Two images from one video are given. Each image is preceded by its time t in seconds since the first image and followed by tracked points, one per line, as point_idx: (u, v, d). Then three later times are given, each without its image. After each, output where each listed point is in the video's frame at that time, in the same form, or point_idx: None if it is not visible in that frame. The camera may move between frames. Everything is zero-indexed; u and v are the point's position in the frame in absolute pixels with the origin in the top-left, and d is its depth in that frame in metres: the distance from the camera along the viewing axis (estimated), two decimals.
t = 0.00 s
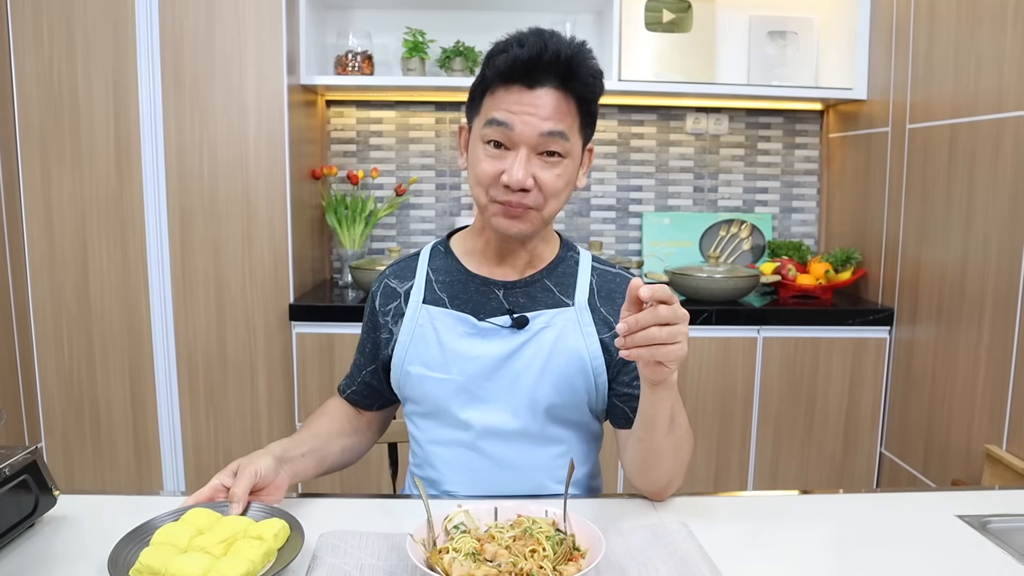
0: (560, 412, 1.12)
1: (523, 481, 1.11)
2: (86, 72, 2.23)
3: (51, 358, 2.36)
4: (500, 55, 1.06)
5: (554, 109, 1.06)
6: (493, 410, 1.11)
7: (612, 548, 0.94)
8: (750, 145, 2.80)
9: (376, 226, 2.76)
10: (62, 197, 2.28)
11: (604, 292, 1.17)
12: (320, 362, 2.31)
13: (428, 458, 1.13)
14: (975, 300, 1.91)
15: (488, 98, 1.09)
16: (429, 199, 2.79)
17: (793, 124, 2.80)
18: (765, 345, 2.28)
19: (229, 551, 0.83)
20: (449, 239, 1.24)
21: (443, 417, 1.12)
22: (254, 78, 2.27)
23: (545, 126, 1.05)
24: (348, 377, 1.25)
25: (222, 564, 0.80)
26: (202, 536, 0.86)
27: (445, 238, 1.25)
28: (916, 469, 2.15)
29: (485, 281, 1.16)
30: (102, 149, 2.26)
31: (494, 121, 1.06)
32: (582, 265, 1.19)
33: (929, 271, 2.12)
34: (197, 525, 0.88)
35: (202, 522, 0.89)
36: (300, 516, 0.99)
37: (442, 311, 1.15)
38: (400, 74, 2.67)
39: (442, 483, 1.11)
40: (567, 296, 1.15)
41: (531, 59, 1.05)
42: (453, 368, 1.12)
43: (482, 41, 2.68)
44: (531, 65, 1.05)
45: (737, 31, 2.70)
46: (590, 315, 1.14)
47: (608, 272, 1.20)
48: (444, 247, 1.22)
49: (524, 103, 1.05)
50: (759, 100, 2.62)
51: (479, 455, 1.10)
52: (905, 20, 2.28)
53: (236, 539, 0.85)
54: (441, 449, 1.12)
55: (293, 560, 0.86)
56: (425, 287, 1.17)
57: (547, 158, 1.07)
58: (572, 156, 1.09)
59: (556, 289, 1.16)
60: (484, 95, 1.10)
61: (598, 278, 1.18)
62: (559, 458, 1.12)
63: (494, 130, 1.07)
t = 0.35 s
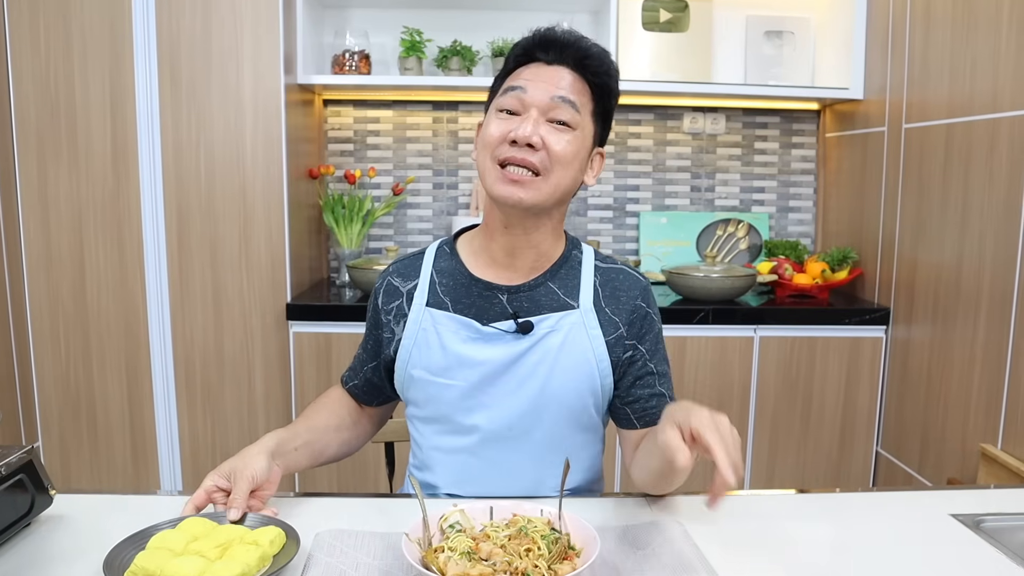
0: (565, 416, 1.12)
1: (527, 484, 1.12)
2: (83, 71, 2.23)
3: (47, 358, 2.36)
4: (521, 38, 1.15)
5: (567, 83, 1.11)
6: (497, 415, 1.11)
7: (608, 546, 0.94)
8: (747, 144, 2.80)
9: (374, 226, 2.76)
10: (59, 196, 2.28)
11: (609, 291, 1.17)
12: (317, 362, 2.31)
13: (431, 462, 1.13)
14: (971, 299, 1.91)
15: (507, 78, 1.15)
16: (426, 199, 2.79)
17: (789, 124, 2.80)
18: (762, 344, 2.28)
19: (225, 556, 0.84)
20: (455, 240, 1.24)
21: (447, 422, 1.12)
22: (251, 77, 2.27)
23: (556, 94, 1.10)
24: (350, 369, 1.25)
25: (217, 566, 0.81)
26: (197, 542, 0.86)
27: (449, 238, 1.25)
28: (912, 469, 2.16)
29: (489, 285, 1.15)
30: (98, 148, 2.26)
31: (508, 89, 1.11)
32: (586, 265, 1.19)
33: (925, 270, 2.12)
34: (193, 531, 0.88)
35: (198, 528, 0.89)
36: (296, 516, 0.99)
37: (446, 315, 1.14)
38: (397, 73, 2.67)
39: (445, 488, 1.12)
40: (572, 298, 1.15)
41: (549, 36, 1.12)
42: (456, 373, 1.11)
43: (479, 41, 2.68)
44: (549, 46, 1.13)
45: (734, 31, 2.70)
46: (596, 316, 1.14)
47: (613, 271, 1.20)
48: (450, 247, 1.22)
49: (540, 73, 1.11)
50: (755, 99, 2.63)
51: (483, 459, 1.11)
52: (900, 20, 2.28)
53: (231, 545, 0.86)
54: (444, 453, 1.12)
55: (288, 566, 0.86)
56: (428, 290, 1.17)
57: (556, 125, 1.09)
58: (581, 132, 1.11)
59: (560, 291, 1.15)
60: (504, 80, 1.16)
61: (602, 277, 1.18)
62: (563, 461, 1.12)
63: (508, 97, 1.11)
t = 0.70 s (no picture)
0: (563, 413, 1.12)
1: (523, 479, 1.12)
2: (81, 71, 2.23)
3: (46, 358, 2.36)
4: (509, 42, 1.09)
5: (554, 96, 1.06)
6: (495, 409, 1.11)
7: (607, 546, 0.94)
8: (745, 145, 2.80)
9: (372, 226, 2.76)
10: (57, 196, 2.28)
11: (611, 288, 1.17)
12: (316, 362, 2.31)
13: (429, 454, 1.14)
14: (969, 299, 1.92)
15: (495, 85, 1.11)
16: (425, 198, 2.79)
17: (788, 124, 2.80)
18: (760, 345, 2.29)
19: (224, 556, 0.84)
20: (463, 237, 1.23)
21: (446, 414, 1.13)
22: (249, 76, 2.27)
23: (541, 110, 1.05)
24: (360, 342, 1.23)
25: (216, 566, 0.81)
26: (196, 542, 0.86)
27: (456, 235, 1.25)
28: (910, 469, 2.16)
29: (491, 280, 1.15)
30: (97, 147, 2.26)
31: (493, 104, 1.07)
32: (589, 262, 1.19)
33: (923, 270, 2.13)
34: (192, 532, 0.88)
35: (197, 529, 0.89)
36: (295, 516, 0.99)
37: (448, 307, 1.14)
38: (395, 73, 2.67)
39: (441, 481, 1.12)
40: (574, 295, 1.15)
41: (536, 44, 1.07)
42: (456, 366, 1.12)
43: (477, 41, 2.68)
44: (537, 52, 1.08)
45: (732, 31, 2.70)
46: (597, 314, 1.15)
47: (616, 268, 1.20)
48: (456, 245, 1.21)
49: (525, 85, 1.06)
50: (753, 100, 2.63)
51: (479, 453, 1.11)
52: (899, 21, 2.29)
53: (230, 545, 0.86)
54: (443, 446, 1.13)
55: (287, 565, 0.86)
56: (433, 282, 1.17)
57: (541, 144, 1.06)
58: (568, 147, 1.08)
59: (562, 288, 1.15)
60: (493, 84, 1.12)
61: (605, 274, 1.18)
62: (561, 457, 1.12)
63: (494, 112, 1.08)
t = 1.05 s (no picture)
0: (573, 417, 1.12)
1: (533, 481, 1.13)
2: (80, 70, 2.23)
3: (45, 358, 2.36)
4: (491, 55, 1.08)
5: (547, 106, 1.05)
6: (506, 413, 1.12)
7: (606, 545, 0.94)
8: (744, 144, 2.81)
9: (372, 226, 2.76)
10: (56, 195, 2.28)
11: (617, 289, 1.17)
12: (315, 362, 2.31)
13: (437, 458, 1.14)
14: (967, 299, 1.92)
15: (483, 99, 1.10)
16: (425, 198, 2.79)
17: (787, 124, 2.81)
18: (759, 344, 2.29)
19: (224, 555, 0.84)
20: (465, 239, 1.22)
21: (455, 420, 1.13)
22: (249, 76, 2.27)
23: (534, 123, 1.05)
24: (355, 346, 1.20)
25: (216, 566, 0.81)
26: (197, 541, 0.86)
27: (459, 238, 1.24)
28: (908, 468, 2.17)
29: (501, 286, 1.15)
30: (96, 147, 2.26)
31: (484, 121, 1.07)
32: (594, 264, 1.19)
33: (922, 270, 2.13)
34: (192, 531, 0.88)
35: (198, 528, 0.89)
36: (296, 516, 0.99)
37: (456, 314, 1.14)
38: (395, 72, 2.67)
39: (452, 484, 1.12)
40: (581, 296, 1.16)
41: (522, 53, 1.05)
42: (466, 373, 1.12)
43: (477, 41, 2.68)
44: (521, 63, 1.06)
45: (732, 31, 2.70)
46: (604, 315, 1.15)
47: (620, 269, 1.20)
48: (461, 248, 1.20)
49: (516, 98, 1.05)
50: (752, 99, 2.63)
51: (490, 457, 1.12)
52: (898, 21, 2.29)
53: (230, 544, 0.86)
54: (452, 450, 1.13)
55: (288, 565, 0.86)
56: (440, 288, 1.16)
57: (539, 157, 1.06)
58: (566, 157, 1.08)
59: (569, 290, 1.16)
60: (480, 98, 1.11)
61: (610, 275, 1.19)
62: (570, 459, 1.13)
63: (487, 129, 1.07)
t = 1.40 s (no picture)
0: (563, 421, 1.13)
1: (526, 484, 1.14)
2: (84, 68, 2.24)
3: (49, 354, 2.37)
4: (519, 50, 1.09)
5: (572, 108, 1.08)
6: (497, 418, 1.13)
7: (606, 542, 0.96)
8: (744, 144, 2.82)
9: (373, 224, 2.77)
10: (59, 192, 2.29)
11: (609, 294, 1.18)
12: (317, 359, 2.33)
13: (434, 461, 1.16)
14: (964, 299, 1.94)
15: (505, 94, 1.11)
16: (426, 197, 2.80)
17: (786, 124, 2.82)
18: (758, 343, 2.31)
19: (231, 550, 0.86)
20: (456, 243, 1.24)
21: (447, 424, 1.15)
22: (251, 74, 2.28)
23: (558, 122, 1.07)
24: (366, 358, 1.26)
25: (223, 560, 0.82)
26: (204, 536, 0.88)
27: (450, 241, 1.26)
28: (906, 466, 2.18)
29: (489, 292, 1.16)
30: (99, 144, 2.27)
31: (508, 115, 1.08)
32: (586, 267, 1.20)
33: (920, 269, 2.14)
34: (199, 527, 0.90)
35: (205, 524, 0.90)
36: (300, 513, 1.01)
37: (447, 320, 1.16)
38: (396, 72, 2.68)
39: (448, 486, 1.15)
40: (571, 303, 1.17)
41: (553, 53, 1.07)
42: (456, 378, 1.13)
43: (478, 40, 2.69)
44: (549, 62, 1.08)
45: (732, 31, 2.72)
46: (595, 320, 1.16)
47: (614, 272, 1.21)
48: (450, 253, 1.22)
49: (543, 97, 1.07)
50: (752, 100, 2.64)
51: (483, 460, 1.13)
52: (897, 22, 2.30)
53: (237, 539, 0.88)
54: (446, 452, 1.15)
55: (294, 560, 0.87)
56: (430, 295, 1.18)
57: (559, 157, 1.08)
58: (583, 160, 1.10)
59: (559, 296, 1.17)
60: (501, 92, 1.12)
61: (603, 279, 1.19)
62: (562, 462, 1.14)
63: (510, 123, 1.08)
